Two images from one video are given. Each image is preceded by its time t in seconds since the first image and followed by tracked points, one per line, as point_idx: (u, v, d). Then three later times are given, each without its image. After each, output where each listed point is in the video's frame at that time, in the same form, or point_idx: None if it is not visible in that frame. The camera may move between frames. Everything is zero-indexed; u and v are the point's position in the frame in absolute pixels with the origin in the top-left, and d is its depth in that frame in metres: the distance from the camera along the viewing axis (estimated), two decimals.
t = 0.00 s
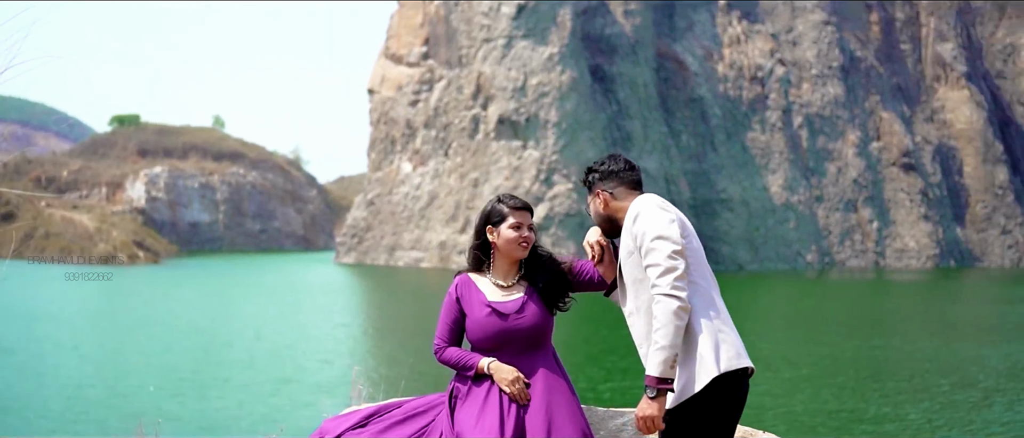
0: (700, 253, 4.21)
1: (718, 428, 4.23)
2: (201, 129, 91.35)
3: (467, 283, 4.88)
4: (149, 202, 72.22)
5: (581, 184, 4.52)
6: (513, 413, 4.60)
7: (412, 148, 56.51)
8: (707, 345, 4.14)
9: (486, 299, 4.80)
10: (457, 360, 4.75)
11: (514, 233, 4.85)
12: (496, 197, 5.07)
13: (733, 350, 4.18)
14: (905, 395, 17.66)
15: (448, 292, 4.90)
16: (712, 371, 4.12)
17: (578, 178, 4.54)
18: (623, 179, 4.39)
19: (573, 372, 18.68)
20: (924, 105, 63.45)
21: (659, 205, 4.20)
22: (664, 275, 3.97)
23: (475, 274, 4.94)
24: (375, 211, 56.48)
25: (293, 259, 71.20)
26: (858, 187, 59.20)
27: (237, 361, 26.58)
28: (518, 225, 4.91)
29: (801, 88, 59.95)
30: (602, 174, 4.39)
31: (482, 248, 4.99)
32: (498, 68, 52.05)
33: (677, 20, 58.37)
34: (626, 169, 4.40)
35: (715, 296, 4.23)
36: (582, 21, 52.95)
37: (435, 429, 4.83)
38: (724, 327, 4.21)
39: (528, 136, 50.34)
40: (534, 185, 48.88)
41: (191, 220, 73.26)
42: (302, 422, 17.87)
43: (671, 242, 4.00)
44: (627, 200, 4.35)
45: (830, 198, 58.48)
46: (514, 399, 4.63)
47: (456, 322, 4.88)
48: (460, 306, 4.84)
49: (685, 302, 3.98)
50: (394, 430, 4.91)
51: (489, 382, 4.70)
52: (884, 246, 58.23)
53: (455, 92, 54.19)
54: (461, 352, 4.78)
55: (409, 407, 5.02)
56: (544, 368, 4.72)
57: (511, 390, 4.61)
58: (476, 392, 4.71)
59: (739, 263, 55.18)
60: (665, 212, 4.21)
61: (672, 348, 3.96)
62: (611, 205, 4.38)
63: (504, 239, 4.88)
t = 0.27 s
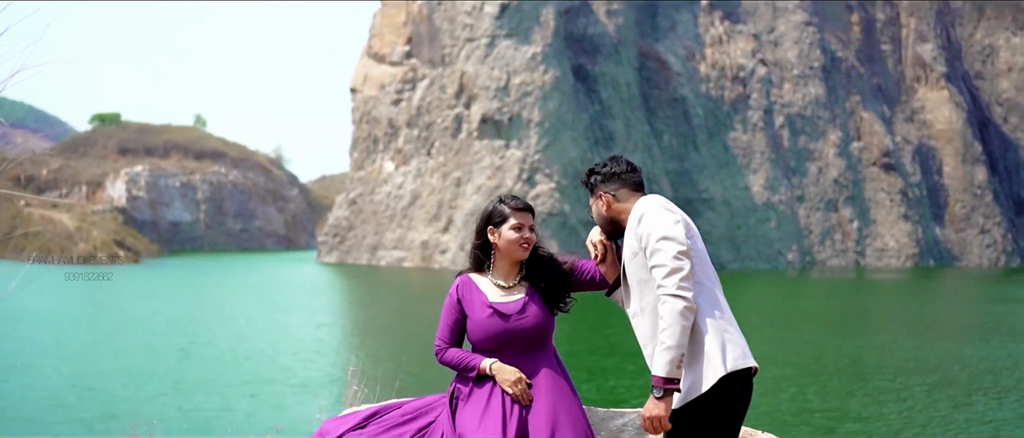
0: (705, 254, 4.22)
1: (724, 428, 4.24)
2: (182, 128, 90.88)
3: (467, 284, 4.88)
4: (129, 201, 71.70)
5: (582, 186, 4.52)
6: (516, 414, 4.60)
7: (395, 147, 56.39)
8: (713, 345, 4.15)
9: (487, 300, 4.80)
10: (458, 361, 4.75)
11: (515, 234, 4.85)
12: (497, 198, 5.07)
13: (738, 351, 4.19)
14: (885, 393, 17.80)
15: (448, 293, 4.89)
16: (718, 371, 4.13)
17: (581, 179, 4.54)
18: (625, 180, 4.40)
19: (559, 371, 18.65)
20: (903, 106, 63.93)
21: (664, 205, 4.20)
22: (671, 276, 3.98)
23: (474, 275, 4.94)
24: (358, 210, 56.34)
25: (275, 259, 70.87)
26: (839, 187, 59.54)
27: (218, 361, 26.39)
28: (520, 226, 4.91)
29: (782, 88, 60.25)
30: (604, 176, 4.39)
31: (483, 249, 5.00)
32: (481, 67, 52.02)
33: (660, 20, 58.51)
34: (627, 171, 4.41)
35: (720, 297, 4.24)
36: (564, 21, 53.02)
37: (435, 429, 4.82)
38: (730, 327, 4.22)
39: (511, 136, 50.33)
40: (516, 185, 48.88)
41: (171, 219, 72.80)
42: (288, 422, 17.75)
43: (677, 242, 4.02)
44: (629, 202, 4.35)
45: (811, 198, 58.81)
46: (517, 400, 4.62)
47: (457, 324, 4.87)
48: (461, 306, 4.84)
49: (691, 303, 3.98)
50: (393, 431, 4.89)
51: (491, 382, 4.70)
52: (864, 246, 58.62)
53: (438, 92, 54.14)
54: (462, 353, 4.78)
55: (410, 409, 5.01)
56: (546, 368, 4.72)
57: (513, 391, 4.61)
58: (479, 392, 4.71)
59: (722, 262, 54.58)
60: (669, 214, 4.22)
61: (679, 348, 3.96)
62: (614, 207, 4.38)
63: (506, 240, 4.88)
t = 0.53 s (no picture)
0: (708, 255, 4.24)
1: (728, 429, 4.24)
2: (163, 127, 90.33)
3: (467, 285, 4.88)
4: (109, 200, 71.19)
5: (583, 187, 4.53)
6: (519, 415, 4.60)
7: (377, 147, 56.29)
8: (717, 344, 4.16)
9: (487, 300, 4.80)
10: (458, 362, 4.75)
11: (515, 234, 4.85)
12: (497, 199, 5.07)
13: (742, 351, 4.20)
14: (867, 393, 17.91)
15: (449, 294, 4.89)
16: (723, 371, 4.14)
17: (582, 181, 4.55)
18: (626, 181, 4.41)
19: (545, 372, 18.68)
20: (883, 106, 64.39)
21: (667, 206, 4.22)
22: (675, 276, 3.99)
23: (474, 275, 4.93)
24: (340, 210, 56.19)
25: (256, 259, 70.51)
26: (819, 187, 60.01)
27: (200, 362, 26.23)
28: (520, 227, 4.91)
29: (763, 89, 60.57)
30: (606, 177, 4.40)
31: (482, 249, 4.99)
32: (464, 67, 52.00)
33: (642, 20, 58.68)
34: (629, 171, 4.42)
35: (724, 298, 4.25)
36: (547, 20, 53.09)
37: (435, 431, 4.82)
38: (734, 327, 4.23)
39: (493, 135, 50.32)
40: (499, 184, 48.90)
41: (151, 218, 72.33)
42: (275, 422, 17.65)
43: (680, 242, 4.03)
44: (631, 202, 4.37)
45: (792, 198, 59.13)
46: (518, 400, 4.63)
47: (458, 325, 4.86)
48: (460, 306, 4.84)
49: (696, 303, 3.99)
50: (395, 433, 4.90)
51: (492, 383, 4.70)
52: (844, 246, 59.00)
53: (421, 91, 54.08)
54: (462, 354, 4.77)
55: (410, 410, 5.00)
56: (548, 368, 4.72)
57: (515, 392, 4.61)
58: (478, 393, 4.72)
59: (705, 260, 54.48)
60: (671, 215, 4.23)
61: (684, 348, 3.97)
62: (616, 207, 4.40)
63: (505, 240, 4.88)
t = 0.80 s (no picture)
0: (712, 256, 4.25)
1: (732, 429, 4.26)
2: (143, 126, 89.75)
3: (467, 285, 4.87)
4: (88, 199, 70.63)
5: (585, 189, 4.54)
6: (519, 416, 4.61)
7: (360, 146, 56.16)
8: (720, 345, 4.17)
9: (488, 301, 4.80)
10: (458, 362, 4.74)
11: (515, 235, 4.85)
12: (497, 199, 5.07)
13: (746, 352, 4.22)
14: (850, 392, 18.02)
15: (449, 294, 4.88)
16: (728, 373, 4.15)
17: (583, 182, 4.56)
18: (628, 183, 4.43)
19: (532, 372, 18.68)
20: (863, 106, 64.83)
21: (670, 207, 4.23)
22: (681, 277, 4.00)
23: (475, 276, 4.93)
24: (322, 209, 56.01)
25: (237, 258, 70.15)
26: (800, 187, 60.34)
27: (180, 362, 26.08)
28: (521, 228, 4.90)
29: (745, 89, 60.83)
30: (608, 179, 4.42)
31: (482, 250, 4.99)
32: (447, 66, 51.93)
33: (624, 20, 58.81)
34: (630, 174, 4.44)
35: (727, 298, 4.26)
36: (530, 20, 53.13)
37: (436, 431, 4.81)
38: (738, 329, 4.24)
39: (476, 134, 50.26)
40: (481, 184, 48.94)
41: (131, 217, 71.84)
42: (262, 422, 17.58)
43: (685, 243, 4.04)
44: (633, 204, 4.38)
45: (773, 198, 59.43)
46: (518, 401, 4.63)
47: (457, 326, 4.86)
48: (461, 307, 4.83)
49: (700, 304, 4.00)
50: (395, 434, 4.90)
51: (494, 384, 4.70)
52: (824, 245, 59.38)
53: (403, 90, 53.99)
54: (463, 355, 4.77)
55: (409, 411, 5.00)
56: (548, 369, 4.72)
57: (516, 392, 4.61)
58: (479, 394, 4.72)
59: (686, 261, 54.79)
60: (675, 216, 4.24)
61: (688, 350, 3.98)
62: (618, 209, 4.41)
63: (506, 240, 4.88)
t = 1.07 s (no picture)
0: (713, 258, 4.27)
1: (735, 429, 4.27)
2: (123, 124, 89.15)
3: (466, 286, 4.87)
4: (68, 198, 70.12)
5: (586, 191, 4.55)
6: (519, 417, 4.62)
7: (342, 145, 56.02)
8: (723, 345, 4.19)
9: (488, 302, 4.79)
10: (457, 363, 4.74)
11: (515, 236, 4.85)
12: (497, 200, 5.07)
13: (748, 353, 4.24)
14: (834, 391, 18.11)
15: (448, 296, 4.88)
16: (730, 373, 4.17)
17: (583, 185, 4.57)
18: (628, 185, 4.44)
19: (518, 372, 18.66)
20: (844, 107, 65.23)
21: (672, 208, 4.24)
22: (684, 278, 4.01)
23: (474, 277, 4.93)
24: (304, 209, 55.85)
25: (218, 258, 69.85)
26: (781, 186, 60.66)
27: (161, 363, 25.90)
28: (520, 229, 4.90)
29: (726, 89, 61.07)
30: (609, 181, 4.43)
31: (481, 251, 4.98)
32: (430, 65, 51.86)
33: (607, 19, 58.93)
34: (631, 175, 4.45)
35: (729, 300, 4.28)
36: (512, 19, 53.10)
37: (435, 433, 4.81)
38: (739, 330, 4.26)
39: (459, 134, 50.22)
40: (464, 184, 49.00)
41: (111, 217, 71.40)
42: (245, 423, 17.48)
43: (687, 245, 4.05)
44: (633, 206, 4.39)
45: (754, 197, 59.75)
46: (519, 403, 4.64)
47: (457, 327, 4.85)
48: (460, 308, 4.82)
49: (703, 305, 4.02)
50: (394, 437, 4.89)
51: (494, 385, 4.70)
52: (805, 245, 59.80)
53: (386, 89, 53.87)
54: (462, 357, 4.76)
55: (408, 413, 4.99)
56: (548, 371, 4.73)
57: (515, 394, 4.63)
58: (480, 396, 4.72)
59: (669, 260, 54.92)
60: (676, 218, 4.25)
61: (691, 350, 4.00)
62: (619, 211, 4.42)
63: (506, 241, 4.87)
